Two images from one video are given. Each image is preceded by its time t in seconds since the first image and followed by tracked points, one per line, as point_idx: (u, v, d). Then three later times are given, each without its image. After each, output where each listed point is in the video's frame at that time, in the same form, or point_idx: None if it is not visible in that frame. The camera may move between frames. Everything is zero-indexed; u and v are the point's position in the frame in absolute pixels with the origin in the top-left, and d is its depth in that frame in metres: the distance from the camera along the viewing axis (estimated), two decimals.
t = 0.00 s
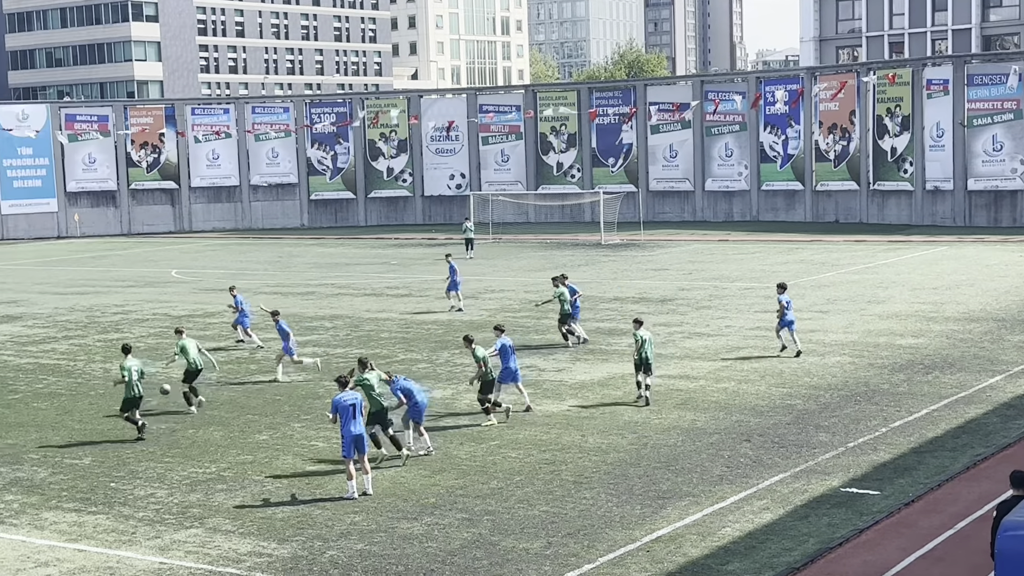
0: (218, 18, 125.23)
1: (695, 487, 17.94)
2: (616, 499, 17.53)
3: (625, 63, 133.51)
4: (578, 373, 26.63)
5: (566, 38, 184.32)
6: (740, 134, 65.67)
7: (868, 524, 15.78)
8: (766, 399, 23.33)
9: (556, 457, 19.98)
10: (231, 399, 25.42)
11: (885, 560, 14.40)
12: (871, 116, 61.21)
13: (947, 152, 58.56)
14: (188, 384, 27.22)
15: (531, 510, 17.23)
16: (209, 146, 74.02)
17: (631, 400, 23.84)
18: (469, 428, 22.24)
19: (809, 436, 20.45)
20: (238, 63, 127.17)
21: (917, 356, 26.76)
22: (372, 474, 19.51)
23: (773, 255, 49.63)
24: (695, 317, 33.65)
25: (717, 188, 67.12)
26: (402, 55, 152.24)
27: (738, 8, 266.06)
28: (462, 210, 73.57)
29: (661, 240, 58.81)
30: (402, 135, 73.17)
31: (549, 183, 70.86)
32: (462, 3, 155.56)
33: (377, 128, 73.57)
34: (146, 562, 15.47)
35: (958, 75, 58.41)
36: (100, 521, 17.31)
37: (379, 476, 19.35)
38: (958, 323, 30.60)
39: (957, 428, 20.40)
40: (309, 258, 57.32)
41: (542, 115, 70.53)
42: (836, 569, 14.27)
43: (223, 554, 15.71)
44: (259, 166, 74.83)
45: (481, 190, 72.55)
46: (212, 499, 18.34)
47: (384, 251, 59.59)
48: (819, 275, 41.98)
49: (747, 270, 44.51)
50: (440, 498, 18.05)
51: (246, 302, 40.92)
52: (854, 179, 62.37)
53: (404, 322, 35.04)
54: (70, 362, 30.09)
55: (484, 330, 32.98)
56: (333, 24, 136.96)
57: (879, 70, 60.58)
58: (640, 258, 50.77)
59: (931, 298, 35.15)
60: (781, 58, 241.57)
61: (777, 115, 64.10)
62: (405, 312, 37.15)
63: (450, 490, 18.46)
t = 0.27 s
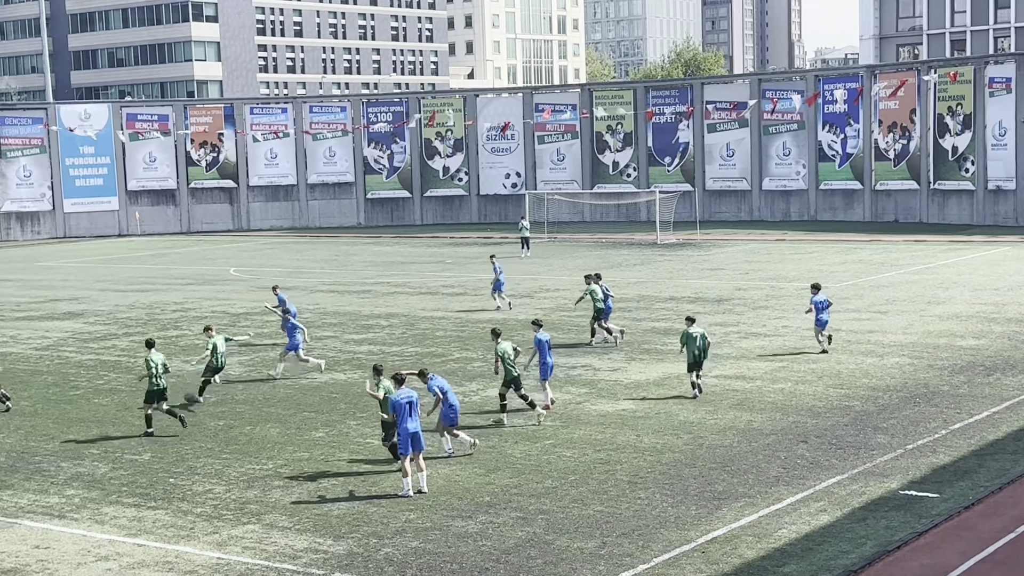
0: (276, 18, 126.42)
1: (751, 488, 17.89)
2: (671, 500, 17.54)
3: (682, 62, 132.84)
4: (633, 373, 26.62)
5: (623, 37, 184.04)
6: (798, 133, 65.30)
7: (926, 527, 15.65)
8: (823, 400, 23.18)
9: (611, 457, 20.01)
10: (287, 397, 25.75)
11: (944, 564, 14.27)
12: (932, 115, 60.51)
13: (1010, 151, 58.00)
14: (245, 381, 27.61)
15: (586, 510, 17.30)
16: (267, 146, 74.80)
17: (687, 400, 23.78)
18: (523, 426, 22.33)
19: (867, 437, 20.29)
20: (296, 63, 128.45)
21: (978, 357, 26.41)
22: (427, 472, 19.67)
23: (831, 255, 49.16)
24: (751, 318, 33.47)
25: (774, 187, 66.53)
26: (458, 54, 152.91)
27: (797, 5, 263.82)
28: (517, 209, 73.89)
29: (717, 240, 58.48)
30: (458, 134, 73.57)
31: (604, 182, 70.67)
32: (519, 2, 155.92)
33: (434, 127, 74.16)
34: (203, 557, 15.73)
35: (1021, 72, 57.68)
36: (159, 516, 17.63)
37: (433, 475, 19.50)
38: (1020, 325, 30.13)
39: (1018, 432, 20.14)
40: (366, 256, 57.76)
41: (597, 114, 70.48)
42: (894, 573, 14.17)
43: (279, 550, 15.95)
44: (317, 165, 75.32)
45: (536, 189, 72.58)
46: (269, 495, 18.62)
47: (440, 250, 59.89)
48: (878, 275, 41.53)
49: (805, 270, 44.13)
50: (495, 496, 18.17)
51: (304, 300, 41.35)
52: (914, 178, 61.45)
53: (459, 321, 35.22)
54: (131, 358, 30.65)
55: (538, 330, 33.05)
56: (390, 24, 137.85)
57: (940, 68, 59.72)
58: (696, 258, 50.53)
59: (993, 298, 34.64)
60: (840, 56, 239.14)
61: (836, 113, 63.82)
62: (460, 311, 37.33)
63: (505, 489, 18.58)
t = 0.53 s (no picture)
0: (341, 18, 127.65)
1: (815, 490, 17.81)
2: (733, 501, 17.52)
3: (747, 60, 132.02)
4: (695, 373, 26.58)
5: (687, 36, 183.38)
6: (865, 131, 64.64)
7: (995, 531, 15.48)
8: (888, 402, 22.98)
9: (673, 458, 20.03)
10: (349, 394, 26.09)
11: (1013, 569, 14.12)
12: (1000, 113, 59.91)
13: None
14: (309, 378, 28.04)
15: (648, 510, 17.34)
16: (331, 145, 75.57)
17: (750, 401, 23.71)
18: (584, 426, 22.42)
19: (934, 440, 20.09)
20: (360, 63, 129.63)
21: None
22: (488, 471, 19.83)
23: (897, 255, 48.57)
24: (815, 318, 33.22)
25: (840, 186, 65.88)
26: (521, 54, 153.38)
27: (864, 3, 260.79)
28: (580, 209, 73.88)
29: (781, 240, 58.02)
30: (520, 133, 73.71)
31: (667, 181, 70.50)
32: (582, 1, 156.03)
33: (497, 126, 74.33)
34: (267, 553, 16.03)
35: None
36: (224, 511, 17.98)
37: (494, 473, 19.66)
38: None
39: None
40: (428, 255, 58.18)
41: (661, 114, 70.39)
42: None
43: (342, 547, 16.20)
44: (379, 164, 76.11)
45: (598, 188, 72.36)
46: (332, 492, 18.90)
47: (502, 249, 60.12)
48: (945, 275, 40.99)
49: (871, 270, 43.67)
50: (556, 496, 18.28)
51: (367, 299, 41.79)
52: (983, 177, 60.85)
53: (520, 320, 35.37)
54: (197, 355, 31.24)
55: (600, 329, 33.11)
56: (454, 24, 138.63)
57: (1010, 66, 58.98)
58: (759, 257, 50.20)
59: None
60: (908, 53, 235.91)
61: (904, 111, 63.05)
62: (522, 310, 37.49)
63: (566, 488, 18.67)
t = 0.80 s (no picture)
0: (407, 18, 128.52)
1: (882, 492, 17.70)
2: (798, 503, 17.48)
3: (814, 58, 130.82)
4: (759, 374, 26.47)
5: (753, 34, 182.10)
6: (934, 130, 64.00)
7: None
8: (957, 404, 22.72)
9: (738, 458, 20.00)
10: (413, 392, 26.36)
11: None
12: None
13: None
14: (372, 376, 28.38)
15: (711, 511, 17.36)
16: (396, 145, 76.12)
17: (815, 402, 23.58)
18: (647, 426, 22.46)
19: (1005, 443, 19.85)
20: (425, 63, 130.49)
21: None
22: (551, 470, 19.95)
23: (968, 255, 47.84)
24: (882, 319, 32.88)
25: (908, 186, 65.38)
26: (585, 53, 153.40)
27: None
28: (643, 208, 73.59)
29: (848, 239, 57.40)
30: (585, 132, 73.81)
31: (732, 180, 70.21)
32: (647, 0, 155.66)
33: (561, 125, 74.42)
34: (333, 549, 16.31)
35: None
36: (291, 508, 18.31)
37: (557, 473, 19.78)
38: None
39: None
40: (492, 254, 58.44)
41: (727, 113, 69.87)
42: None
43: (406, 544, 16.43)
44: (444, 164, 76.53)
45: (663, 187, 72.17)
46: (396, 489, 19.16)
47: (566, 249, 60.20)
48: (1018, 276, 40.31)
49: (940, 270, 43.08)
50: (619, 495, 18.36)
51: (431, 298, 42.13)
52: None
53: (584, 320, 35.43)
54: (264, 353, 31.75)
55: (664, 329, 33.07)
56: (519, 23, 138.97)
57: None
58: (826, 257, 49.72)
59: None
60: (980, 50, 231.93)
61: (975, 110, 62.65)
62: (585, 309, 37.56)
63: (629, 488, 18.74)
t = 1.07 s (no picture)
0: (470, 18, 128.97)
1: (949, 495, 17.46)
2: (863, 505, 17.30)
3: (881, 55, 129.06)
4: (823, 375, 26.22)
5: (818, 31, 180.12)
6: (1004, 128, 63.17)
7: None
8: None
9: (801, 460, 19.84)
10: (473, 391, 26.48)
11: None
12: None
13: None
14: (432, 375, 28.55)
15: (774, 512, 17.25)
16: (458, 144, 76.41)
17: (880, 403, 23.32)
18: (709, 426, 22.36)
19: None
20: (487, 62, 130.86)
21: None
22: (611, 470, 19.95)
23: None
24: (951, 319, 32.38)
25: (977, 184, 64.40)
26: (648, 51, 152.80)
27: None
28: (706, 207, 73.14)
29: (915, 239, 56.57)
30: (647, 131, 73.49)
31: (796, 180, 69.54)
32: None
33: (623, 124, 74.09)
34: (394, 546, 16.47)
35: None
36: (353, 505, 18.51)
37: (618, 473, 19.76)
38: None
39: None
40: (553, 254, 58.44)
41: (790, 112, 69.37)
42: None
43: (467, 542, 16.54)
44: (506, 163, 76.78)
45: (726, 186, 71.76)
46: (457, 488, 19.28)
47: (627, 248, 60.03)
48: None
49: (1010, 271, 42.29)
50: (681, 496, 18.31)
51: (492, 297, 42.25)
52: None
53: (645, 319, 35.33)
54: (326, 351, 32.08)
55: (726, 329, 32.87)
56: (581, 22, 138.81)
57: None
58: (892, 257, 49.05)
59: None
60: None
61: None
62: (647, 309, 37.43)
63: (691, 488, 18.67)
